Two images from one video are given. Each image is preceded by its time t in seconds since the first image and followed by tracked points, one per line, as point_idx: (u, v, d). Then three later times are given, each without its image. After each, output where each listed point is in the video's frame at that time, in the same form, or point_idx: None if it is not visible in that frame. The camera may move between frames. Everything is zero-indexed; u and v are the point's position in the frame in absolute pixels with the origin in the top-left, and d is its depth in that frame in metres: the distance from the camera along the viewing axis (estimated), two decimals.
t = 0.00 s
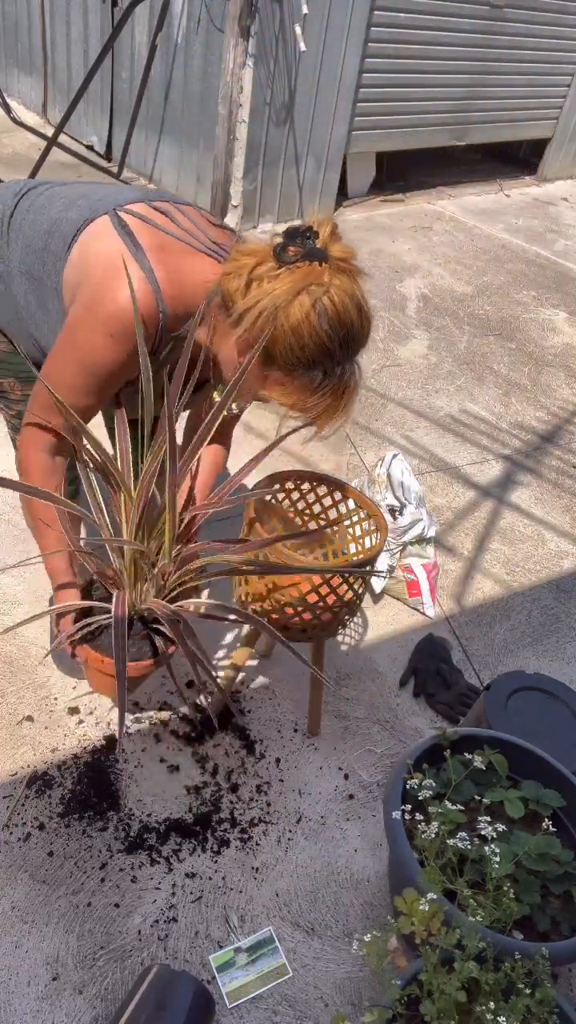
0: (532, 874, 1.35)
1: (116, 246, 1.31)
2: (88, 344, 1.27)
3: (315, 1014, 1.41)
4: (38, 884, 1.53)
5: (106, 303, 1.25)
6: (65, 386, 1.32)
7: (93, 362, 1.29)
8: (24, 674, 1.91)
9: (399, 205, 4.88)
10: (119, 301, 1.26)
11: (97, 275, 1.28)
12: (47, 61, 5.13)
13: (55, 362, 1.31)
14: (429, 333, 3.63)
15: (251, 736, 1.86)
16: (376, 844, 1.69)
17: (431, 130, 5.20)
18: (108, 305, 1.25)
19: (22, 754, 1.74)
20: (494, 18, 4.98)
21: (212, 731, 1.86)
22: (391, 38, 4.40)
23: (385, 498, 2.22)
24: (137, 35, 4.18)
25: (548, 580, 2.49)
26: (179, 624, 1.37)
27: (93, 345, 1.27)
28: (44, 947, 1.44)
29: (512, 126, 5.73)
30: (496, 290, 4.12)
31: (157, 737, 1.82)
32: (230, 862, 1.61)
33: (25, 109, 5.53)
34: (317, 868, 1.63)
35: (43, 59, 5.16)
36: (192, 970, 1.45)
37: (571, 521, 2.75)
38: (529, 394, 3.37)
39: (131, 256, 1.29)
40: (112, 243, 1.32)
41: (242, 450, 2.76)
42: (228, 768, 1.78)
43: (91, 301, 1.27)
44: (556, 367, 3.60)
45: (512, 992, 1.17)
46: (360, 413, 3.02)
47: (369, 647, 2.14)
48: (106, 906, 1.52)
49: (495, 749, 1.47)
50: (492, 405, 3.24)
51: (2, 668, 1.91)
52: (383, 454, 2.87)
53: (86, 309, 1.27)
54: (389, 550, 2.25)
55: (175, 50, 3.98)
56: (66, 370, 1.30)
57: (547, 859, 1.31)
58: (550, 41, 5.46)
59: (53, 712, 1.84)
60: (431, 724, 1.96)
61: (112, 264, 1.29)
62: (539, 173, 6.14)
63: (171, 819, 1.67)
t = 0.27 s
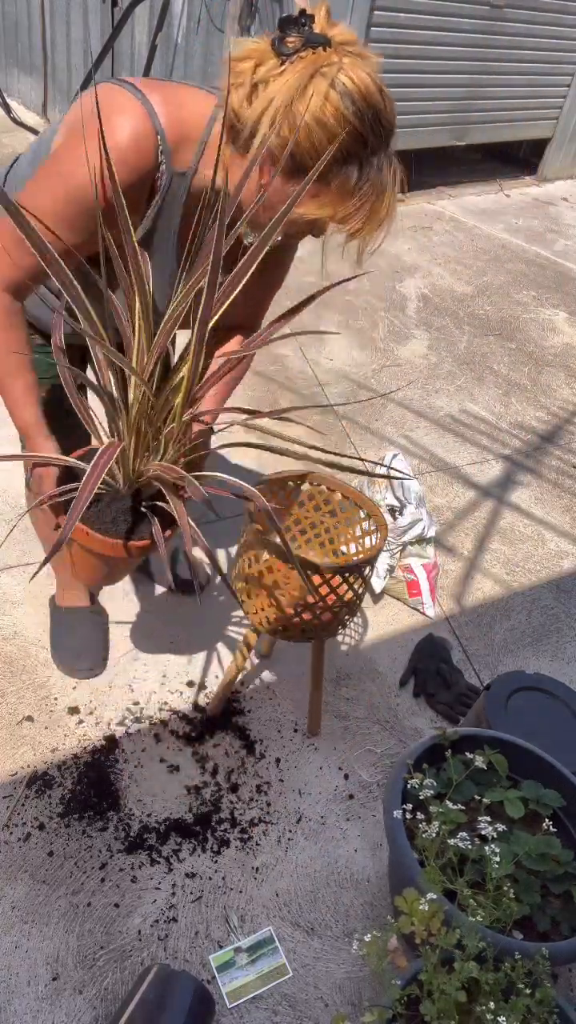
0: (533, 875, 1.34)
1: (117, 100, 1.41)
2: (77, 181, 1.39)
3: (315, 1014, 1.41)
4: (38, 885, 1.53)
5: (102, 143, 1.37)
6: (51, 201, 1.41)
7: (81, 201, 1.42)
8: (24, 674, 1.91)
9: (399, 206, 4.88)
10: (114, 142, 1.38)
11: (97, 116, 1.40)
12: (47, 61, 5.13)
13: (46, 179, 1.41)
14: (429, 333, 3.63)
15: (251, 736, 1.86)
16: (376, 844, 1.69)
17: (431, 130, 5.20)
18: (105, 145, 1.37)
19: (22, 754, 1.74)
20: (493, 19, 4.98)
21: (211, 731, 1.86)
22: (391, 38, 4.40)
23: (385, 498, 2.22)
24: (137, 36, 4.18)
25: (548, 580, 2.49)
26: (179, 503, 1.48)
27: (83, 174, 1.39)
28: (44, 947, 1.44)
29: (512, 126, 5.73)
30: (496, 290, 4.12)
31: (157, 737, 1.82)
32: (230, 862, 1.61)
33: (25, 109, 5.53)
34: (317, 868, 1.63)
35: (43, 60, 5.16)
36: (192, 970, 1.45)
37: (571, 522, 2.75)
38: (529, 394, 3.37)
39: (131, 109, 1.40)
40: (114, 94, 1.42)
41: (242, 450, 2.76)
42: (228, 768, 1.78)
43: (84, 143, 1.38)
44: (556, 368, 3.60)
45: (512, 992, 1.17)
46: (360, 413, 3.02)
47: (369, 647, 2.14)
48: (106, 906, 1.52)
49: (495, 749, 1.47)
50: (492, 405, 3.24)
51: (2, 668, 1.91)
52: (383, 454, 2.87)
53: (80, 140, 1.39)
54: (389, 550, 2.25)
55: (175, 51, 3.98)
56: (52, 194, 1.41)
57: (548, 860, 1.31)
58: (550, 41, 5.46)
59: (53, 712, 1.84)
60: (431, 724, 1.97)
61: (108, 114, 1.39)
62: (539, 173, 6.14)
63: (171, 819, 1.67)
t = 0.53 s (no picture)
0: (533, 875, 1.34)
1: None
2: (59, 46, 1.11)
3: (315, 1014, 1.41)
4: (38, 885, 1.53)
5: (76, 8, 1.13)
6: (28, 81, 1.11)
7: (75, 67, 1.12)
8: (24, 674, 1.91)
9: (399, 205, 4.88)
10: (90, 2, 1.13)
11: None
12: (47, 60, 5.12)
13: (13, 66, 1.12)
14: (429, 333, 3.63)
15: (251, 736, 1.86)
16: (376, 844, 1.69)
17: (431, 130, 5.20)
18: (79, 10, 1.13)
19: (22, 754, 1.74)
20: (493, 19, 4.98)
21: (212, 731, 1.86)
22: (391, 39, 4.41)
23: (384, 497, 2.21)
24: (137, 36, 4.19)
25: (548, 580, 2.49)
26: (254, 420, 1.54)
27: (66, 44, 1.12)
28: (44, 947, 1.44)
29: (512, 126, 5.73)
30: (496, 290, 4.12)
31: (158, 737, 1.82)
32: (230, 862, 1.61)
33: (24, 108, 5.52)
34: (317, 868, 1.63)
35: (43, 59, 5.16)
36: (192, 970, 1.45)
37: (571, 522, 2.75)
38: (529, 394, 3.37)
39: None
40: None
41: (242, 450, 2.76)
42: (228, 768, 1.78)
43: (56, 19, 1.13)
44: (556, 368, 3.61)
45: (512, 992, 1.17)
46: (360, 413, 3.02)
47: (369, 647, 2.14)
48: (106, 906, 1.52)
49: (495, 749, 1.47)
50: (492, 405, 3.24)
51: (2, 668, 1.91)
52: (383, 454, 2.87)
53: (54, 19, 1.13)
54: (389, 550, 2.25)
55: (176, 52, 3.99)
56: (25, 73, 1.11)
57: (548, 860, 1.30)
58: (551, 41, 5.46)
59: (52, 712, 1.84)
60: (432, 724, 1.97)
61: None
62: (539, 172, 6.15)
63: (171, 819, 1.67)
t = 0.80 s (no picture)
0: (532, 875, 1.34)
1: None
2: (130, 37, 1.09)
3: (315, 1014, 1.41)
4: (38, 885, 1.53)
5: None
6: (111, 86, 1.09)
7: (154, 51, 1.10)
8: (24, 674, 1.91)
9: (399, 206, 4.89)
10: None
11: None
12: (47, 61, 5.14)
13: (89, 77, 1.10)
14: (429, 333, 3.64)
15: (251, 736, 1.86)
16: (376, 844, 1.69)
17: (431, 130, 5.20)
18: None
19: (23, 754, 1.74)
20: (493, 20, 4.99)
21: (212, 731, 1.86)
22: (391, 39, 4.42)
23: (384, 497, 2.21)
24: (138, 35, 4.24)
25: (548, 580, 2.49)
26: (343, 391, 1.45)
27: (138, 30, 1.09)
28: (44, 947, 1.44)
29: (512, 127, 5.73)
30: (496, 290, 4.12)
31: (157, 737, 1.82)
32: (230, 862, 1.61)
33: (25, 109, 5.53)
34: (317, 868, 1.63)
35: (43, 60, 5.17)
36: (192, 970, 1.45)
37: (571, 522, 2.74)
38: (529, 394, 3.37)
39: None
40: None
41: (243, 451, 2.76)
42: (228, 768, 1.79)
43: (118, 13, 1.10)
44: (556, 368, 3.60)
45: (512, 992, 1.17)
46: (360, 413, 3.02)
47: (369, 647, 2.14)
48: (106, 906, 1.52)
49: (495, 749, 1.47)
50: (492, 404, 3.24)
51: (2, 667, 1.91)
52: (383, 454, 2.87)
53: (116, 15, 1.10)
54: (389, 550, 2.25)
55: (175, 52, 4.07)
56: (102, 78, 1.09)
57: (548, 860, 1.30)
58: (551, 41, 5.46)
59: (52, 712, 1.84)
60: (432, 724, 1.97)
61: None
62: (539, 172, 6.15)
63: (171, 819, 1.67)
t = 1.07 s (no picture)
0: (532, 875, 1.34)
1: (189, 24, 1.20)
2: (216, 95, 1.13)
3: (315, 1014, 1.41)
4: (38, 885, 1.53)
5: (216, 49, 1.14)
6: (199, 148, 1.14)
7: (239, 109, 1.15)
8: (24, 674, 1.91)
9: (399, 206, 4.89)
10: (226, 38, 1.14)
11: (192, 44, 1.17)
12: (47, 61, 5.14)
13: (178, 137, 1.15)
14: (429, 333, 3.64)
15: (251, 736, 1.86)
16: (376, 844, 1.69)
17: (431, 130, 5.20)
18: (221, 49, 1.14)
19: (23, 754, 1.74)
20: (493, 19, 4.99)
21: (211, 731, 1.86)
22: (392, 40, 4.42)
23: (385, 497, 2.20)
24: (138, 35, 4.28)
25: (548, 580, 2.49)
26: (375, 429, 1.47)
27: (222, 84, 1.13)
28: (44, 947, 1.44)
29: (512, 127, 5.73)
30: (496, 290, 4.12)
31: (158, 737, 1.82)
32: (230, 862, 1.61)
33: (25, 109, 5.53)
34: (317, 868, 1.63)
35: (43, 59, 5.17)
36: (192, 970, 1.45)
37: (572, 522, 2.74)
38: (529, 394, 3.37)
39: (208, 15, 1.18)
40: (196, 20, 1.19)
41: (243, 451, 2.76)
42: (228, 768, 1.79)
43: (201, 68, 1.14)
44: (556, 367, 3.60)
45: (512, 992, 1.17)
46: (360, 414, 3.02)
47: (369, 647, 2.15)
48: (106, 906, 1.52)
49: (495, 749, 1.47)
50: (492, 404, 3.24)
51: (2, 667, 1.91)
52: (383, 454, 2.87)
53: (200, 73, 1.15)
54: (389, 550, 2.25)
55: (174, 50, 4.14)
56: (191, 137, 1.14)
57: (548, 859, 1.30)
58: (552, 41, 5.46)
59: (52, 712, 1.84)
60: (432, 724, 1.97)
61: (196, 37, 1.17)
62: (539, 172, 6.15)
63: (171, 819, 1.67)
